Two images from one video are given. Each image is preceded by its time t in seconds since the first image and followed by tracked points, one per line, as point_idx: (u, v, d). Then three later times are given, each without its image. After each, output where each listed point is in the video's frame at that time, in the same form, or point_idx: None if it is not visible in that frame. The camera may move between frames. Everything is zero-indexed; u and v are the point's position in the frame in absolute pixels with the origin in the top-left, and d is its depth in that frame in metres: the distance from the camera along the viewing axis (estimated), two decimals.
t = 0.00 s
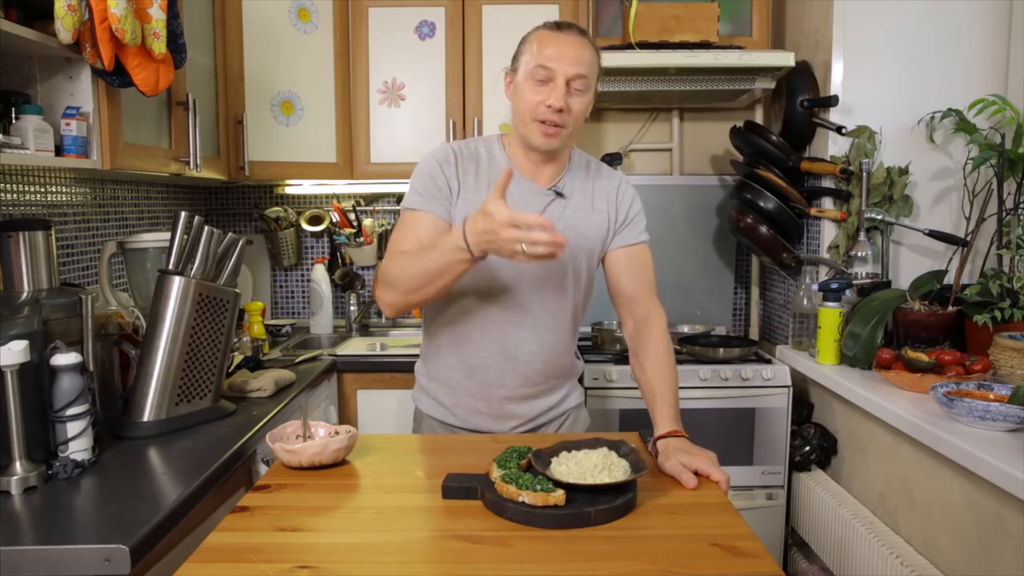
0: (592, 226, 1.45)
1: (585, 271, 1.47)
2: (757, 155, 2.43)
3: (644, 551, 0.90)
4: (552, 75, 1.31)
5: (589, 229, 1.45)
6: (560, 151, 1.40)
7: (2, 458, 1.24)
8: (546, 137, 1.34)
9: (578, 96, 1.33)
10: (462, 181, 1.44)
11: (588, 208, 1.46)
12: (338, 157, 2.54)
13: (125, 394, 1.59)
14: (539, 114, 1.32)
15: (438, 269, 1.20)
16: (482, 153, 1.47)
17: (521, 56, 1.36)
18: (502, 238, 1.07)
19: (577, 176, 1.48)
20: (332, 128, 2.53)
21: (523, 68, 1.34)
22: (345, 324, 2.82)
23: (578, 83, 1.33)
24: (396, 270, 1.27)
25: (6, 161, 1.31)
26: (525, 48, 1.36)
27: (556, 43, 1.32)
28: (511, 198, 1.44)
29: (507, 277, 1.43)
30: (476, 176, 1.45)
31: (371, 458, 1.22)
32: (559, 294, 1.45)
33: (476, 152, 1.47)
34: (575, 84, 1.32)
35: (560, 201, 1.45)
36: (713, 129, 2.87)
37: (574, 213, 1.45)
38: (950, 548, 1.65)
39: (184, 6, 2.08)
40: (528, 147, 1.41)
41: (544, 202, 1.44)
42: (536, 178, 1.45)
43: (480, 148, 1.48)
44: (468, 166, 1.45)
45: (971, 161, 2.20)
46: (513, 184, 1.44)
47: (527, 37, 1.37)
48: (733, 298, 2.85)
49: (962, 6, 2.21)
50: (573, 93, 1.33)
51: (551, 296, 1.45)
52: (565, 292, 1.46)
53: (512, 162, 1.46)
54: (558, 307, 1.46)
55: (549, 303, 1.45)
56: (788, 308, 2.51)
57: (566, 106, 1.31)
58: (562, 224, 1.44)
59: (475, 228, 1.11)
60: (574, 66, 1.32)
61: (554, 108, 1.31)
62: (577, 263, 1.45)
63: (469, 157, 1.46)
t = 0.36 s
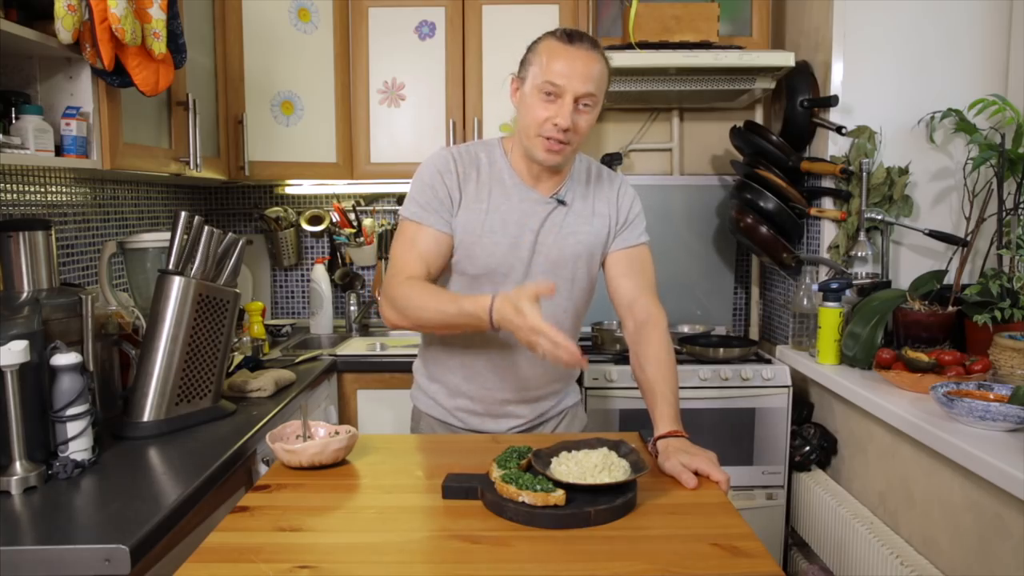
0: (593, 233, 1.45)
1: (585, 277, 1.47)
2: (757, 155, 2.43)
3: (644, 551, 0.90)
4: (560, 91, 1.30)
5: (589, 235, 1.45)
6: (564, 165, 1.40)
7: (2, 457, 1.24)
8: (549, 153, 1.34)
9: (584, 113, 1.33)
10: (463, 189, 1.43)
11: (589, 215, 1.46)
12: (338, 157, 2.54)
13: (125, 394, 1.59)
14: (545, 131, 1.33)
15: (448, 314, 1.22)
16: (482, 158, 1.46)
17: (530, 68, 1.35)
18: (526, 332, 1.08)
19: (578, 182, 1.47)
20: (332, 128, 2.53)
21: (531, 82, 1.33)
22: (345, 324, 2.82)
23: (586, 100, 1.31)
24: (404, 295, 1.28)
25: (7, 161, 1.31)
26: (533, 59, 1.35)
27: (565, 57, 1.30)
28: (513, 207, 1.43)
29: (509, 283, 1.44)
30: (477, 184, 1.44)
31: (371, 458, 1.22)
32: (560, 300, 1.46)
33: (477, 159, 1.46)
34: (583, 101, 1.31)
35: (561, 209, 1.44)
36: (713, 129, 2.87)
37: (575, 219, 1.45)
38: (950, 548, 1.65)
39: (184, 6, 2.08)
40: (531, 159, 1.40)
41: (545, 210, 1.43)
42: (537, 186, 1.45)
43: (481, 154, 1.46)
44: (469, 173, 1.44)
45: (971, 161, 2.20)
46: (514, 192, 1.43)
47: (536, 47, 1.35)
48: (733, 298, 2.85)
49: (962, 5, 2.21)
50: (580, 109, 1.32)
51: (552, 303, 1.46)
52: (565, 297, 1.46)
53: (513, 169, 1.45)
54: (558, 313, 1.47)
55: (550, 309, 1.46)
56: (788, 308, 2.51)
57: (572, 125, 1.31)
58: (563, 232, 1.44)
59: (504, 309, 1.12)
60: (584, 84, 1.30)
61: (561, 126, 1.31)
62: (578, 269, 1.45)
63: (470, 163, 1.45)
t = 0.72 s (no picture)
0: (590, 224, 1.45)
1: (583, 268, 1.47)
2: (757, 155, 2.43)
3: (644, 551, 0.90)
4: (534, 76, 1.31)
5: (587, 226, 1.45)
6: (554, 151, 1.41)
7: (2, 457, 1.24)
8: (537, 140, 1.35)
9: (562, 92, 1.33)
10: (458, 180, 1.45)
11: (586, 206, 1.46)
12: (338, 157, 2.54)
13: (125, 394, 1.59)
14: (528, 118, 1.34)
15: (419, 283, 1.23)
16: (480, 151, 1.48)
17: (504, 57, 1.36)
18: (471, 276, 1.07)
19: (576, 174, 1.48)
20: (332, 128, 2.53)
21: (507, 71, 1.35)
22: (345, 324, 2.82)
23: (560, 79, 1.32)
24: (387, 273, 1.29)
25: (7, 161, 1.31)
26: (506, 50, 1.36)
27: (535, 41, 1.31)
28: (508, 195, 1.44)
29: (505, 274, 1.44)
30: (472, 175, 1.46)
31: (371, 458, 1.22)
32: (556, 291, 1.46)
33: (474, 151, 1.48)
34: (558, 80, 1.32)
35: (557, 198, 1.45)
36: (713, 129, 2.87)
37: (571, 210, 1.45)
38: (949, 548, 1.65)
39: (184, 7, 2.08)
40: (520, 148, 1.42)
41: (541, 199, 1.44)
42: (533, 176, 1.46)
43: (478, 147, 1.48)
44: (465, 164, 1.46)
45: (971, 161, 2.20)
46: (510, 182, 1.45)
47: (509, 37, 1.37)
48: (733, 298, 2.85)
49: (962, 5, 2.21)
50: (557, 89, 1.32)
51: (548, 292, 1.45)
52: (562, 289, 1.46)
53: (510, 161, 1.46)
54: (555, 302, 1.46)
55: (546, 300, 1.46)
56: (788, 308, 2.51)
57: (551, 105, 1.31)
58: (559, 221, 1.44)
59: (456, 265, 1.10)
60: (555, 64, 1.31)
61: (541, 109, 1.32)
62: (575, 260, 1.45)
63: (467, 156, 1.47)
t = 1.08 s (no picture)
0: (585, 220, 1.45)
1: (580, 266, 1.46)
2: (757, 155, 2.43)
3: (645, 551, 0.90)
4: (521, 76, 1.31)
5: (581, 222, 1.45)
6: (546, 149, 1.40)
7: (2, 457, 1.24)
8: (529, 140, 1.34)
9: (550, 91, 1.32)
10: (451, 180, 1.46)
11: (581, 203, 1.46)
12: (338, 157, 2.54)
13: (126, 394, 1.59)
14: (518, 118, 1.33)
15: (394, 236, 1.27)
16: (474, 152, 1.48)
17: (490, 56, 1.36)
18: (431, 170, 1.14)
19: (570, 171, 1.47)
20: (332, 128, 2.53)
21: (494, 71, 1.35)
22: (345, 324, 2.82)
23: (548, 77, 1.32)
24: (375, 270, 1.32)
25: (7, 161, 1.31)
26: (494, 47, 1.36)
27: (519, 41, 1.31)
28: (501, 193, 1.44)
29: (500, 272, 1.44)
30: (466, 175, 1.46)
31: (371, 458, 1.22)
32: (552, 289, 1.45)
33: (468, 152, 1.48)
34: (546, 78, 1.32)
35: (550, 194, 1.45)
36: (713, 129, 2.87)
37: (565, 207, 1.45)
38: (950, 548, 1.65)
39: (184, 7, 2.08)
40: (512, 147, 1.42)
41: (534, 196, 1.44)
42: (526, 173, 1.45)
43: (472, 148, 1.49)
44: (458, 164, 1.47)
45: (971, 161, 2.20)
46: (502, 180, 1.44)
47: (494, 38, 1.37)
48: (733, 298, 2.85)
49: (962, 5, 2.21)
50: (544, 88, 1.32)
51: (544, 290, 1.45)
52: (557, 287, 1.46)
53: (502, 160, 1.46)
54: (551, 300, 1.46)
55: (542, 298, 1.45)
56: (788, 308, 2.51)
57: (540, 105, 1.31)
58: (554, 219, 1.44)
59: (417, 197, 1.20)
60: (541, 62, 1.31)
61: (531, 109, 1.31)
62: (571, 257, 1.45)
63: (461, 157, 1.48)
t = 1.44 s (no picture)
0: (586, 224, 1.45)
1: (582, 268, 1.46)
2: (757, 155, 2.43)
3: (645, 551, 0.90)
4: (523, 79, 1.31)
5: (583, 226, 1.45)
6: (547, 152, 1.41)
7: (2, 457, 1.24)
8: (529, 140, 1.34)
9: (552, 94, 1.32)
10: (451, 188, 1.46)
11: (582, 206, 1.46)
12: (338, 157, 2.54)
13: (126, 394, 1.59)
14: (519, 120, 1.33)
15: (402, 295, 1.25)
16: (474, 157, 1.48)
17: (493, 58, 1.36)
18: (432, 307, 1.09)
19: (571, 174, 1.47)
20: (332, 128, 2.53)
21: (496, 73, 1.35)
22: (345, 324, 2.82)
23: (550, 81, 1.32)
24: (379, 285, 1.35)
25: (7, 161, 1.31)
26: (495, 50, 1.36)
27: (523, 43, 1.31)
28: (501, 201, 1.45)
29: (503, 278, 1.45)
30: (466, 182, 1.46)
31: (371, 458, 1.22)
32: (555, 294, 1.46)
33: (468, 158, 1.48)
34: (548, 82, 1.32)
35: (551, 200, 1.45)
36: (713, 129, 2.87)
37: (566, 211, 1.45)
38: (950, 548, 1.65)
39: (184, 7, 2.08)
40: (513, 151, 1.43)
41: (535, 202, 1.44)
42: (525, 178, 1.46)
43: (472, 153, 1.49)
44: (458, 172, 1.47)
45: (971, 161, 2.19)
46: (503, 187, 1.45)
47: (496, 40, 1.36)
48: (733, 298, 2.85)
49: (962, 5, 2.21)
50: (547, 91, 1.32)
51: (546, 296, 1.46)
52: (559, 291, 1.46)
53: (502, 165, 1.47)
54: (553, 304, 1.46)
55: (546, 304, 1.46)
56: (788, 308, 2.51)
57: (542, 107, 1.31)
58: (555, 223, 1.44)
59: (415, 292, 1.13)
60: (545, 66, 1.31)
61: (531, 112, 1.32)
62: (573, 261, 1.45)
63: (460, 163, 1.48)
